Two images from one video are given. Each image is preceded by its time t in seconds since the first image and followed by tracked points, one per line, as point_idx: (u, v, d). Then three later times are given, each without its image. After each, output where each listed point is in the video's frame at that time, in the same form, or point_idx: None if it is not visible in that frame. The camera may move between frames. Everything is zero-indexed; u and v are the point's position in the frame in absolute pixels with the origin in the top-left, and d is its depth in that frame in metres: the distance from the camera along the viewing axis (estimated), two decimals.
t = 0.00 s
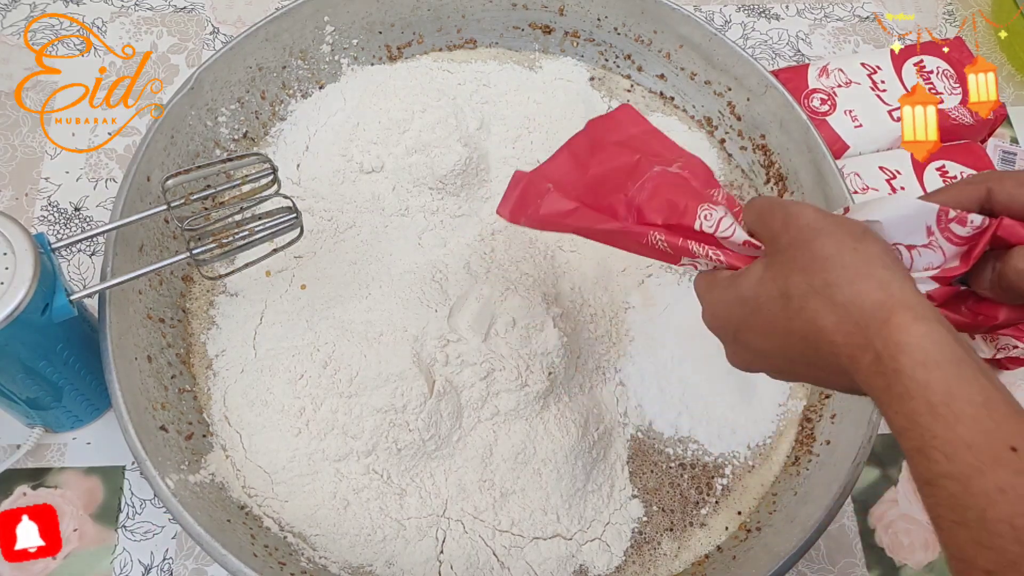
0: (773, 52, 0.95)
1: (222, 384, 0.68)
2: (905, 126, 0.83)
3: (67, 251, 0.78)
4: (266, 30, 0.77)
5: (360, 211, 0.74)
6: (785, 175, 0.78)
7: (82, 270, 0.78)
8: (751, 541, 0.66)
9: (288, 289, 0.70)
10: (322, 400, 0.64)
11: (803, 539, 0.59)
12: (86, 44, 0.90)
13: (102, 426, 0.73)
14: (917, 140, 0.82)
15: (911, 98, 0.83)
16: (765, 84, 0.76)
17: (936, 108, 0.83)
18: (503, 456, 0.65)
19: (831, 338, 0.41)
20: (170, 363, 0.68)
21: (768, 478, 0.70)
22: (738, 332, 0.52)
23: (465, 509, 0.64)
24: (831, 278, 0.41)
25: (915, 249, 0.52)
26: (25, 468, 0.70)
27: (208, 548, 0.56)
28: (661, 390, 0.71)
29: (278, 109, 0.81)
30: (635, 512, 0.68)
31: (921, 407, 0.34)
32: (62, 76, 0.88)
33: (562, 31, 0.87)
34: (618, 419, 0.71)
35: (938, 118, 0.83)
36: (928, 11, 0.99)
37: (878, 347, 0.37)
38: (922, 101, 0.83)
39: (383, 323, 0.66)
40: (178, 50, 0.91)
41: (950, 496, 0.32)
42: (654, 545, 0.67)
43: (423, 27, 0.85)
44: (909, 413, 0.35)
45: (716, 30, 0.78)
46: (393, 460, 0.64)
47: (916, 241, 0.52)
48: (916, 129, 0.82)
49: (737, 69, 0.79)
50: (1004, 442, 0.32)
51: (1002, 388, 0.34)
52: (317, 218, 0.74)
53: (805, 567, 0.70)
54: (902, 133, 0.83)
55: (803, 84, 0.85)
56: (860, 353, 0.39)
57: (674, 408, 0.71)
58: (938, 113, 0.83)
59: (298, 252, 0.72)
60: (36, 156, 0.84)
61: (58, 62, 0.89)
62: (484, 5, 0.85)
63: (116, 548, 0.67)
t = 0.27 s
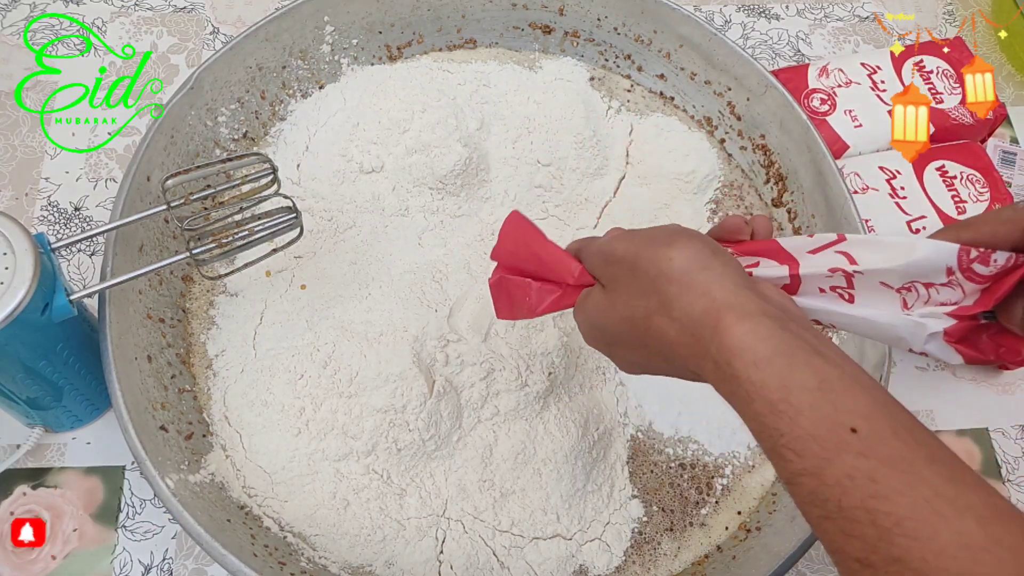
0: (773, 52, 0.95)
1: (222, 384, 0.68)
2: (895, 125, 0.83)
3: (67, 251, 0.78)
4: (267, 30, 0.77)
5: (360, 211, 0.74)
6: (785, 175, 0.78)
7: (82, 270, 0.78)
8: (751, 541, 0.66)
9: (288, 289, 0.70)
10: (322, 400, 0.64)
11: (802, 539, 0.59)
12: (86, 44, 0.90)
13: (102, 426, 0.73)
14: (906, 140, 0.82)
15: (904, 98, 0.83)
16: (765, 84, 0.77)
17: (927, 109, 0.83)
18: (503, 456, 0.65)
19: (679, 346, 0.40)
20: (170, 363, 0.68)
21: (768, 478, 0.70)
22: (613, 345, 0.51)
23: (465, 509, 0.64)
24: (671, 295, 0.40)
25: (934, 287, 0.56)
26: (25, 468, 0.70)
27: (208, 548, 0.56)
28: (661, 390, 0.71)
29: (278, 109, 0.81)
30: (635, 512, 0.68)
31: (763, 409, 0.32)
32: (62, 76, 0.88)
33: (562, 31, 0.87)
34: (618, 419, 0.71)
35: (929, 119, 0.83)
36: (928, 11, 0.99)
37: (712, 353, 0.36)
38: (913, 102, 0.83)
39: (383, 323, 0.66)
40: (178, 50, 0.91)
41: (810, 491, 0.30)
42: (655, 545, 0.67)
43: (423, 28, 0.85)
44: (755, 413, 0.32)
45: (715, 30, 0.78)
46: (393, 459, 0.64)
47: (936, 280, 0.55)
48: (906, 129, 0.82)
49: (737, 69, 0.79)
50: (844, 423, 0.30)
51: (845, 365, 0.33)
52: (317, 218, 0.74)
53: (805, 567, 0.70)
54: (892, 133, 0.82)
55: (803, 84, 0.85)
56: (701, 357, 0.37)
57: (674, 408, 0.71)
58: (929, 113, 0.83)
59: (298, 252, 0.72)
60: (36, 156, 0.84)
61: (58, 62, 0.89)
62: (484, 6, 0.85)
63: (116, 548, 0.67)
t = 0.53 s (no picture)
0: (773, 52, 0.95)
1: (222, 384, 0.68)
2: (890, 125, 0.83)
3: (67, 251, 0.78)
4: (266, 29, 0.78)
5: (360, 211, 0.74)
6: (785, 175, 0.78)
7: (82, 270, 0.78)
8: (751, 541, 0.66)
9: (289, 289, 0.70)
10: (322, 399, 0.64)
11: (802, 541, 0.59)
12: (86, 44, 0.90)
13: (102, 426, 0.73)
14: (902, 140, 0.83)
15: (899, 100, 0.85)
16: (765, 84, 0.77)
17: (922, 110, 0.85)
18: (503, 456, 0.65)
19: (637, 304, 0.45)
20: (170, 363, 0.68)
21: (768, 478, 0.70)
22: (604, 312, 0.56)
23: (465, 509, 0.64)
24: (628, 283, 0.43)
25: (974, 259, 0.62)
26: (25, 468, 0.70)
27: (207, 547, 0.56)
28: (661, 390, 0.71)
29: (278, 109, 0.81)
30: (635, 511, 0.68)
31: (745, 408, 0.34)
32: (62, 76, 0.88)
33: (562, 30, 0.87)
34: (618, 418, 0.71)
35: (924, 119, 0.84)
36: (928, 11, 0.99)
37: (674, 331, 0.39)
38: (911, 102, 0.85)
39: (383, 323, 0.66)
40: (178, 50, 0.91)
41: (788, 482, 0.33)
42: (655, 545, 0.67)
43: (423, 27, 0.85)
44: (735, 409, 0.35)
45: (716, 30, 0.79)
46: (393, 459, 0.64)
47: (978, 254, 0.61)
48: (902, 128, 0.83)
49: (737, 69, 0.79)
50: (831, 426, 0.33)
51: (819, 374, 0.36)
52: (317, 218, 0.74)
53: (805, 567, 0.70)
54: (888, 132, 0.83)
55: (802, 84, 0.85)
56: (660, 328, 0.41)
57: (674, 408, 0.71)
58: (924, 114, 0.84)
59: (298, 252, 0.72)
60: (36, 156, 0.84)
61: (58, 62, 0.89)
62: (484, 5, 0.85)
63: (115, 548, 0.67)
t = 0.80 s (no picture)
0: (773, 52, 0.95)
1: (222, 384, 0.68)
2: (894, 124, 0.83)
3: (67, 251, 0.78)
4: (266, 29, 0.78)
5: (360, 211, 0.74)
6: (786, 175, 0.78)
7: (81, 270, 0.78)
8: (751, 541, 0.66)
9: (289, 289, 0.70)
10: (322, 400, 0.64)
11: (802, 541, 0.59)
12: (86, 44, 0.90)
13: (101, 426, 0.73)
14: (904, 141, 0.82)
15: (905, 98, 0.84)
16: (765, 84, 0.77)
17: (926, 109, 0.84)
18: (503, 457, 0.65)
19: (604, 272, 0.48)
20: (170, 363, 0.68)
21: (768, 478, 0.70)
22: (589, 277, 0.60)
23: (465, 509, 0.64)
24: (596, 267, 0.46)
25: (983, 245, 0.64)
26: (24, 468, 0.70)
27: (207, 548, 0.56)
28: (661, 391, 0.71)
29: (278, 109, 0.81)
30: (635, 512, 0.68)
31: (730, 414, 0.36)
32: (62, 76, 0.88)
33: (562, 31, 0.87)
34: (619, 419, 0.71)
35: (928, 119, 0.83)
36: (928, 11, 0.99)
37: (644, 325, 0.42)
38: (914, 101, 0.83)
39: (383, 323, 0.66)
40: (177, 50, 0.91)
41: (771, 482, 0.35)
42: (654, 545, 0.67)
43: (423, 27, 0.85)
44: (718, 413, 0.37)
45: (716, 30, 0.79)
46: (392, 459, 0.64)
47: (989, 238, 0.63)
48: (905, 129, 0.83)
49: (737, 68, 0.79)
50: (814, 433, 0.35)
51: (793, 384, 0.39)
52: (316, 218, 0.73)
53: (805, 567, 0.70)
54: (891, 132, 0.83)
55: (802, 84, 0.85)
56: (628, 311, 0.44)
57: (674, 408, 0.71)
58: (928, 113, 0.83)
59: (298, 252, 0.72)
60: (35, 156, 0.83)
61: (57, 62, 0.89)
62: (484, 6, 0.85)
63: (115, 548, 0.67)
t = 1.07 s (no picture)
0: (773, 52, 0.95)
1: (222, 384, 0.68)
2: (905, 126, 0.83)
3: (67, 252, 0.78)
4: (266, 29, 0.78)
5: (360, 211, 0.74)
6: (786, 175, 0.78)
7: (81, 270, 0.78)
8: (751, 541, 0.66)
9: (289, 289, 0.70)
10: (322, 400, 0.64)
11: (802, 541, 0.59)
12: (86, 44, 0.90)
13: (102, 427, 0.73)
14: (916, 141, 0.82)
15: (913, 99, 0.84)
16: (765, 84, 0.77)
17: (936, 109, 0.83)
18: (503, 457, 0.65)
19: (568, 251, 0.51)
20: (170, 363, 0.68)
21: (768, 479, 0.70)
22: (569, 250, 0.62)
23: (465, 509, 0.64)
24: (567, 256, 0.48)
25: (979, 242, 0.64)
26: (24, 468, 0.70)
27: (208, 548, 0.56)
28: (661, 391, 0.71)
29: (278, 109, 0.81)
30: (635, 512, 0.68)
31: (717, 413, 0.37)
32: (62, 76, 0.88)
33: (562, 31, 0.87)
34: (619, 419, 0.71)
35: (939, 119, 0.83)
36: (929, 12, 0.99)
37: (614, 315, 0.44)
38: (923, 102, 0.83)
39: (383, 323, 0.66)
40: (178, 50, 0.91)
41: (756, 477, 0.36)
42: (655, 545, 0.67)
43: (423, 27, 0.85)
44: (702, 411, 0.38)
45: (716, 30, 0.79)
46: (392, 459, 0.64)
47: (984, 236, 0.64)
48: (916, 129, 0.82)
49: (737, 68, 0.79)
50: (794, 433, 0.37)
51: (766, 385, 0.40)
52: (316, 219, 0.73)
53: (805, 567, 0.70)
54: (894, 133, 0.83)
55: (803, 84, 0.85)
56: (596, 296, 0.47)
57: (675, 408, 0.71)
58: (938, 113, 0.83)
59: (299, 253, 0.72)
60: (36, 156, 0.83)
61: (57, 62, 0.89)
62: (484, 6, 0.85)
63: (115, 549, 0.67)
